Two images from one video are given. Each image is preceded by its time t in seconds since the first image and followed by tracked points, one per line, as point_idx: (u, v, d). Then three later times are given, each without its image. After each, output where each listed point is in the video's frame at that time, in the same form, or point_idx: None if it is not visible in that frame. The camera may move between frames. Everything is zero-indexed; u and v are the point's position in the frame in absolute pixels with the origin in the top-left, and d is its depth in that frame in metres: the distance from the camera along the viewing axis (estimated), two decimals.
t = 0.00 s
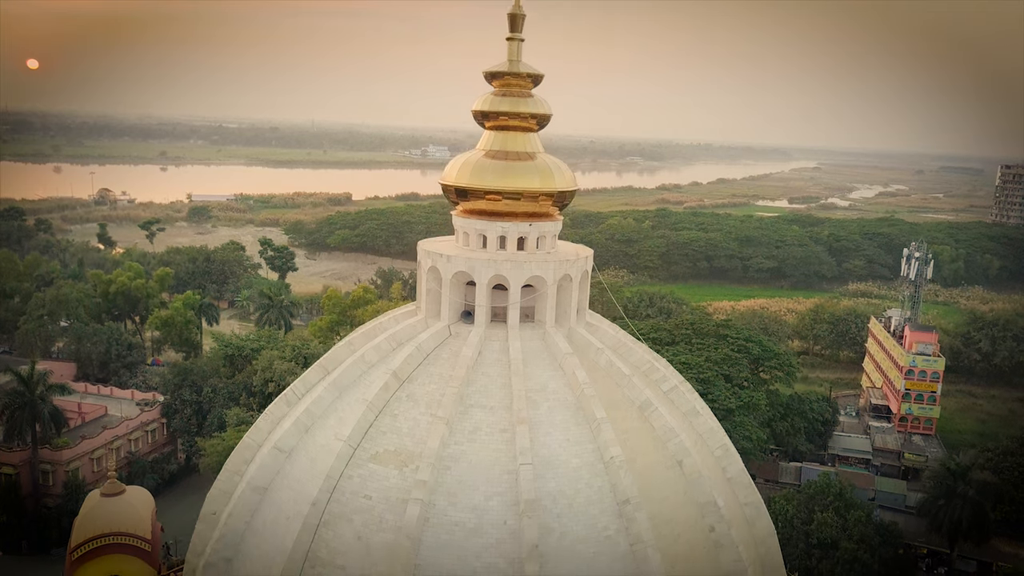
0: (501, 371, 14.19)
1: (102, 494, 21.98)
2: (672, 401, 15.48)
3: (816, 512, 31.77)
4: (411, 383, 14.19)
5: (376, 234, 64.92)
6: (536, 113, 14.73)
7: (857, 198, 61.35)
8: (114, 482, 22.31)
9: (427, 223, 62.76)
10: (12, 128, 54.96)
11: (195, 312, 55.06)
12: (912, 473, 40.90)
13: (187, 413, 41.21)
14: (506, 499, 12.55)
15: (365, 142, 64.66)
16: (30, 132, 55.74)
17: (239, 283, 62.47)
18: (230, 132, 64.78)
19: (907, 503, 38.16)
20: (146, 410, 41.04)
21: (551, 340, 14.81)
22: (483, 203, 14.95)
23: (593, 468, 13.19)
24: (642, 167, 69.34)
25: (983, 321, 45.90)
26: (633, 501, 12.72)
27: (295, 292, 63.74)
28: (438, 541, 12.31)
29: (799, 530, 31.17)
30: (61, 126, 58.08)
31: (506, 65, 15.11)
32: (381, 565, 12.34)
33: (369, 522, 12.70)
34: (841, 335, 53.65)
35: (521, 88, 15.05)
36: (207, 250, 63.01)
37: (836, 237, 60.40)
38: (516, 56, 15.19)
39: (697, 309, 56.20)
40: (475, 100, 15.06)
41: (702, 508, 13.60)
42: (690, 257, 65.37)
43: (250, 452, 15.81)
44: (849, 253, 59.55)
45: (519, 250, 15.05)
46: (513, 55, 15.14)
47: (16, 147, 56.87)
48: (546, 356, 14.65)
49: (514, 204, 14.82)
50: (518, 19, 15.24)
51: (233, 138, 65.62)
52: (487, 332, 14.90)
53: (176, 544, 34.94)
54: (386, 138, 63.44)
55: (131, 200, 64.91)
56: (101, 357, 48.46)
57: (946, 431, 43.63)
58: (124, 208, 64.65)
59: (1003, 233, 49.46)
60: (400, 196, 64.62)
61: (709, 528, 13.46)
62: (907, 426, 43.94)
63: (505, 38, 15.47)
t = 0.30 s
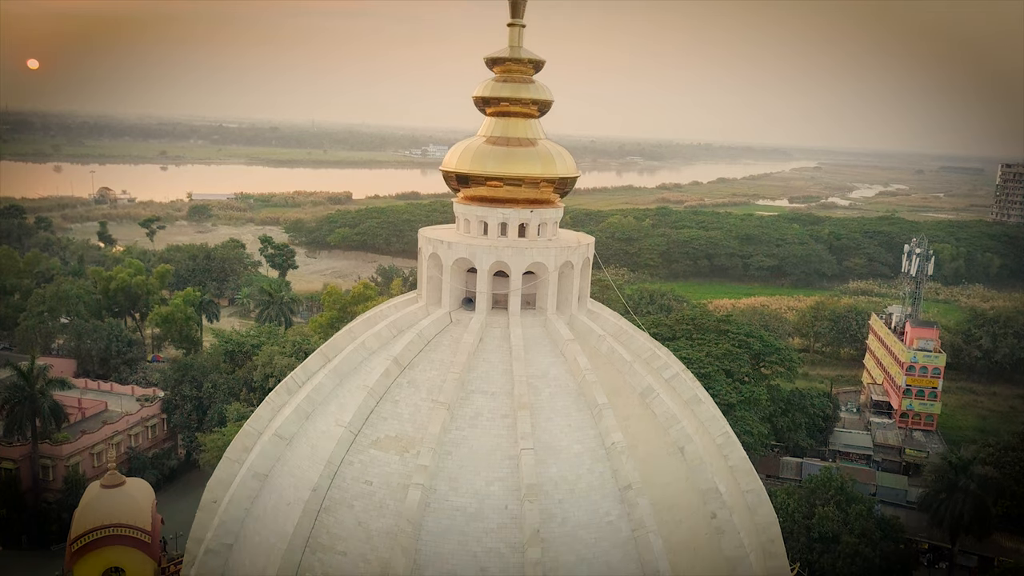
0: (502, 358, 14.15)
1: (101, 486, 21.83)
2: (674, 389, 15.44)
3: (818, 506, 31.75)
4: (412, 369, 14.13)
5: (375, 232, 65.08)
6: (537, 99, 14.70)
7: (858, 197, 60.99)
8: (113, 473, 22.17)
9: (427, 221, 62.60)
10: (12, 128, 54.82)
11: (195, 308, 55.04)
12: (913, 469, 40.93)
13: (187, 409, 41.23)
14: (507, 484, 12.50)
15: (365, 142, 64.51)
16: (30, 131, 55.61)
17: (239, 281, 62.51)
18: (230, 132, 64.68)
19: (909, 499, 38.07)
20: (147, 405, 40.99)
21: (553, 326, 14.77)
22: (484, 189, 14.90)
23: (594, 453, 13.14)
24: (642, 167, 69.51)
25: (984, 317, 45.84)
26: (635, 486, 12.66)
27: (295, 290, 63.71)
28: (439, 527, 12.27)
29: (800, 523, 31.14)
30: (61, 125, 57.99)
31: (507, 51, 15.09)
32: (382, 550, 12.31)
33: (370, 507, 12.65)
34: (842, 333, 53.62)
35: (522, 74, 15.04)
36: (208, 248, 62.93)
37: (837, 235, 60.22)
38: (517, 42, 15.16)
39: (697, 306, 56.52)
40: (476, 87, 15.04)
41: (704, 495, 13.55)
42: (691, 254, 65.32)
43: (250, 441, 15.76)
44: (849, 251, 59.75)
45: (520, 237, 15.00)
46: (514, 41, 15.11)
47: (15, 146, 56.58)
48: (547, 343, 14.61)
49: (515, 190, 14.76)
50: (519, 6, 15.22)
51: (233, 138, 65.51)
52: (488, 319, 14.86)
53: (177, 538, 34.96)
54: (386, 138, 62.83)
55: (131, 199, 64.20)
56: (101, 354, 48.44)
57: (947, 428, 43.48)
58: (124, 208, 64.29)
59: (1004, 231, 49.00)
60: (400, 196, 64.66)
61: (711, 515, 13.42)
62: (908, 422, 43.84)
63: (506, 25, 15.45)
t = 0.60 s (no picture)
0: (503, 342, 14.11)
1: (102, 476, 21.83)
2: (675, 374, 15.41)
3: (818, 500, 31.78)
4: (413, 354, 14.10)
5: (375, 230, 65.11)
6: (538, 83, 14.67)
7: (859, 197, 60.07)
8: (114, 464, 22.14)
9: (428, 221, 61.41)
10: (11, 128, 53.43)
11: (195, 305, 55.08)
12: (914, 464, 40.83)
13: (187, 404, 41.28)
14: (508, 467, 12.47)
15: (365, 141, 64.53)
16: (29, 130, 55.49)
17: (239, 279, 62.35)
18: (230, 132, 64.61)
19: (909, 493, 38.07)
20: (147, 400, 40.96)
21: (553, 312, 14.74)
22: (485, 173, 14.85)
23: (596, 437, 13.11)
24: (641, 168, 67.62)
25: (984, 314, 45.18)
26: (637, 469, 12.61)
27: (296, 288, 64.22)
28: (440, 509, 12.22)
29: (801, 516, 31.15)
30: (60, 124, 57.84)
31: (508, 35, 15.08)
32: (382, 533, 12.27)
33: (371, 490, 12.62)
34: (842, 329, 53.56)
35: (523, 58, 15.03)
36: (208, 245, 62.87)
37: (837, 233, 60.17)
38: (519, 27, 15.13)
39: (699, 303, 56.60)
40: (477, 71, 15.01)
41: (705, 479, 13.50)
42: (691, 253, 65.12)
43: (250, 427, 15.72)
44: (850, 249, 59.88)
45: (521, 222, 14.95)
46: (515, 26, 15.08)
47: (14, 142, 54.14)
48: (548, 328, 14.58)
49: (517, 174, 14.72)
50: None
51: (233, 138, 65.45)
52: (489, 305, 14.82)
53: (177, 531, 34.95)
54: (387, 139, 62.70)
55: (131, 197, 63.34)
56: (101, 350, 48.40)
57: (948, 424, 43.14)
58: (125, 207, 63.11)
59: (1004, 230, 46.94)
60: (400, 193, 63.41)
61: (713, 499, 13.37)
62: (909, 417, 43.87)
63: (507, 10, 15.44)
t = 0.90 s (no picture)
0: (504, 326, 14.07)
1: (101, 466, 21.75)
2: (676, 360, 15.39)
3: (819, 493, 31.78)
4: (413, 338, 14.05)
5: (375, 228, 65.10)
6: (539, 67, 14.64)
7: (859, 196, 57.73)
8: (114, 454, 22.08)
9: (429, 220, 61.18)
10: (12, 127, 49.43)
11: (195, 301, 55.10)
12: (914, 459, 40.87)
13: (187, 398, 41.18)
14: (509, 449, 12.44)
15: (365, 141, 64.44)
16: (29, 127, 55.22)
17: (239, 277, 62.54)
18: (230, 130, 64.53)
19: (910, 488, 38.05)
20: (147, 394, 41.01)
21: (554, 296, 14.70)
22: (485, 158, 14.82)
23: (597, 420, 13.07)
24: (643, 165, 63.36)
25: (985, 311, 43.88)
26: (638, 452, 12.57)
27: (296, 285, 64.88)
28: (441, 492, 12.17)
29: (802, 510, 31.16)
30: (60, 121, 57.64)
31: (508, 20, 15.05)
32: (382, 515, 12.23)
33: (371, 474, 12.56)
34: (843, 326, 53.35)
35: (523, 43, 15.00)
36: (208, 242, 62.75)
37: (837, 231, 58.98)
38: (519, 11, 15.11)
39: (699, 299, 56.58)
40: (477, 56, 14.98)
41: (707, 464, 13.47)
42: (692, 251, 65.89)
43: (249, 413, 15.67)
44: (851, 247, 59.11)
45: (521, 207, 14.90)
46: (516, 10, 15.06)
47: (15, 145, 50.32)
48: (549, 312, 14.55)
49: (517, 158, 14.69)
50: None
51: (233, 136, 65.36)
52: (489, 290, 14.78)
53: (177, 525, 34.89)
54: (387, 137, 62.64)
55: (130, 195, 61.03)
56: (102, 345, 48.45)
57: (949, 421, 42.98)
58: (125, 205, 61.28)
59: (1004, 227, 45.21)
60: (401, 192, 63.15)
61: (714, 484, 13.32)
62: (910, 413, 43.97)
63: None
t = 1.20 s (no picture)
0: (505, 311, 14.02)
1: (101, 457, 21.75)
2: (677, 346, 15.34)
3: (821, 486, 31.76)
4: (413, 323, 14.00)
5: (376, 227, 64.97)
6: (539, 52, 14.60)
7: (859, 196, 57.80)
8: (114, 445, 22.07)
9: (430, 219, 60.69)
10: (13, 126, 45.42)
11: (195, 296, 55.06)
12: (915, 455, 40.98)
13: (187, 393, 41.09)
14: (510, 433, 12.40)
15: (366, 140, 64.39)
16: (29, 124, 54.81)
17: (240, 274, 62.53)
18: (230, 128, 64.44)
19: (911, 483, 37.99)
20: (147, 389, 40.92)
21: (555, 282, 14.65)
22: (486, 143, 14.77)
23: (597, 404, 13.02)
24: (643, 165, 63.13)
25: (985, 307, 43.63)
26: (639, 436, 12.53)
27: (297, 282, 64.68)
28: (441, 475, 12.13)
29: (802, 503, 31.26)
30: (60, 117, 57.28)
31: (509, 4, 15.02)
32: (382, 498, 12.19)
33: (371, 457, 12.52)
34: (843, 323, 53.36)
35: (524, 27, 14.97)
36: (208, 239, 62.71)
37: (837, 229, 58.90)
38: None
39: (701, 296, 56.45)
40: (478, 41, 14.94)
41: (707, 449, 13.41)
42: (692, 249, 65.74)
43: (249, 400, 15.60)
44: (851, 246, 59.10)
45: (522, 192, 14.84)
46: None
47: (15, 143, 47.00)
48: (549, 298, 14.50)
49: (518, 143, 14.64)
50: None
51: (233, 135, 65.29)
52: (490, 275, 14.73)
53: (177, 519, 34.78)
54: (387, 136, 62.55)
55: (131, 195, 59.80)
56: (102, 341, 48.43)
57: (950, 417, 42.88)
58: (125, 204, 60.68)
59: (1005, 226, 45.11)
60: (400, 192, 63.49)
61: (715, 469, 13.28)
62: (911, 409, 43.78)
63: None
